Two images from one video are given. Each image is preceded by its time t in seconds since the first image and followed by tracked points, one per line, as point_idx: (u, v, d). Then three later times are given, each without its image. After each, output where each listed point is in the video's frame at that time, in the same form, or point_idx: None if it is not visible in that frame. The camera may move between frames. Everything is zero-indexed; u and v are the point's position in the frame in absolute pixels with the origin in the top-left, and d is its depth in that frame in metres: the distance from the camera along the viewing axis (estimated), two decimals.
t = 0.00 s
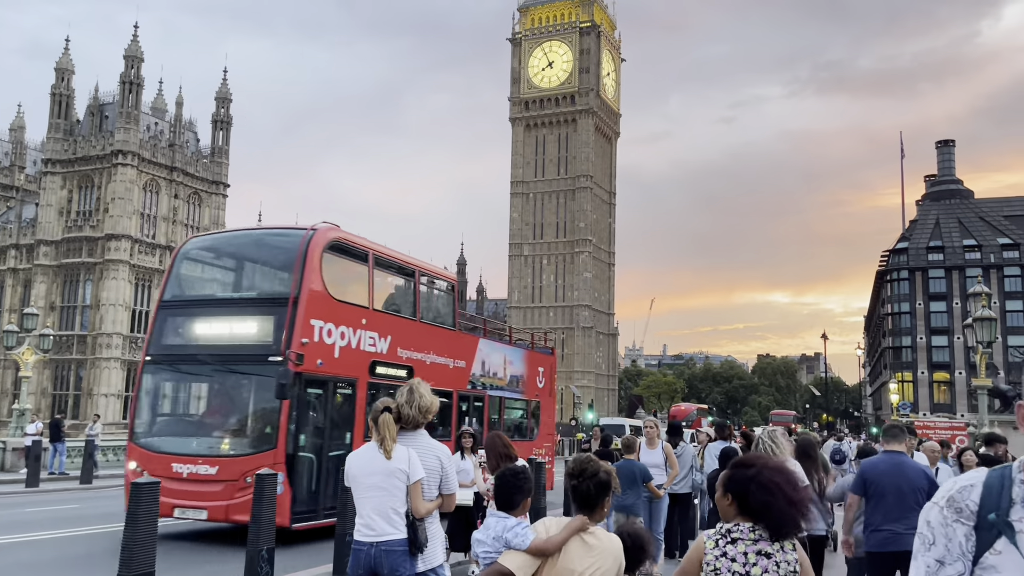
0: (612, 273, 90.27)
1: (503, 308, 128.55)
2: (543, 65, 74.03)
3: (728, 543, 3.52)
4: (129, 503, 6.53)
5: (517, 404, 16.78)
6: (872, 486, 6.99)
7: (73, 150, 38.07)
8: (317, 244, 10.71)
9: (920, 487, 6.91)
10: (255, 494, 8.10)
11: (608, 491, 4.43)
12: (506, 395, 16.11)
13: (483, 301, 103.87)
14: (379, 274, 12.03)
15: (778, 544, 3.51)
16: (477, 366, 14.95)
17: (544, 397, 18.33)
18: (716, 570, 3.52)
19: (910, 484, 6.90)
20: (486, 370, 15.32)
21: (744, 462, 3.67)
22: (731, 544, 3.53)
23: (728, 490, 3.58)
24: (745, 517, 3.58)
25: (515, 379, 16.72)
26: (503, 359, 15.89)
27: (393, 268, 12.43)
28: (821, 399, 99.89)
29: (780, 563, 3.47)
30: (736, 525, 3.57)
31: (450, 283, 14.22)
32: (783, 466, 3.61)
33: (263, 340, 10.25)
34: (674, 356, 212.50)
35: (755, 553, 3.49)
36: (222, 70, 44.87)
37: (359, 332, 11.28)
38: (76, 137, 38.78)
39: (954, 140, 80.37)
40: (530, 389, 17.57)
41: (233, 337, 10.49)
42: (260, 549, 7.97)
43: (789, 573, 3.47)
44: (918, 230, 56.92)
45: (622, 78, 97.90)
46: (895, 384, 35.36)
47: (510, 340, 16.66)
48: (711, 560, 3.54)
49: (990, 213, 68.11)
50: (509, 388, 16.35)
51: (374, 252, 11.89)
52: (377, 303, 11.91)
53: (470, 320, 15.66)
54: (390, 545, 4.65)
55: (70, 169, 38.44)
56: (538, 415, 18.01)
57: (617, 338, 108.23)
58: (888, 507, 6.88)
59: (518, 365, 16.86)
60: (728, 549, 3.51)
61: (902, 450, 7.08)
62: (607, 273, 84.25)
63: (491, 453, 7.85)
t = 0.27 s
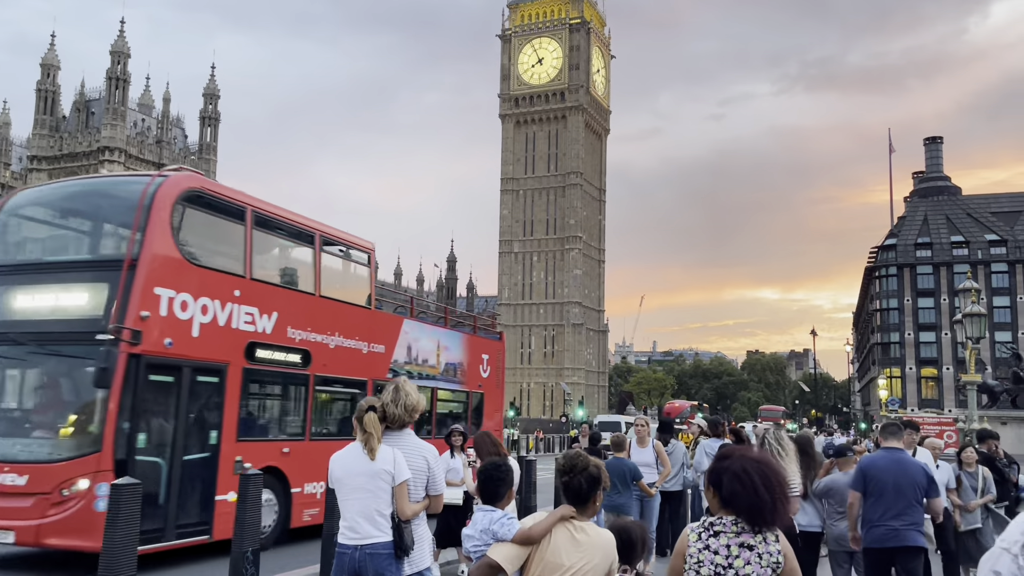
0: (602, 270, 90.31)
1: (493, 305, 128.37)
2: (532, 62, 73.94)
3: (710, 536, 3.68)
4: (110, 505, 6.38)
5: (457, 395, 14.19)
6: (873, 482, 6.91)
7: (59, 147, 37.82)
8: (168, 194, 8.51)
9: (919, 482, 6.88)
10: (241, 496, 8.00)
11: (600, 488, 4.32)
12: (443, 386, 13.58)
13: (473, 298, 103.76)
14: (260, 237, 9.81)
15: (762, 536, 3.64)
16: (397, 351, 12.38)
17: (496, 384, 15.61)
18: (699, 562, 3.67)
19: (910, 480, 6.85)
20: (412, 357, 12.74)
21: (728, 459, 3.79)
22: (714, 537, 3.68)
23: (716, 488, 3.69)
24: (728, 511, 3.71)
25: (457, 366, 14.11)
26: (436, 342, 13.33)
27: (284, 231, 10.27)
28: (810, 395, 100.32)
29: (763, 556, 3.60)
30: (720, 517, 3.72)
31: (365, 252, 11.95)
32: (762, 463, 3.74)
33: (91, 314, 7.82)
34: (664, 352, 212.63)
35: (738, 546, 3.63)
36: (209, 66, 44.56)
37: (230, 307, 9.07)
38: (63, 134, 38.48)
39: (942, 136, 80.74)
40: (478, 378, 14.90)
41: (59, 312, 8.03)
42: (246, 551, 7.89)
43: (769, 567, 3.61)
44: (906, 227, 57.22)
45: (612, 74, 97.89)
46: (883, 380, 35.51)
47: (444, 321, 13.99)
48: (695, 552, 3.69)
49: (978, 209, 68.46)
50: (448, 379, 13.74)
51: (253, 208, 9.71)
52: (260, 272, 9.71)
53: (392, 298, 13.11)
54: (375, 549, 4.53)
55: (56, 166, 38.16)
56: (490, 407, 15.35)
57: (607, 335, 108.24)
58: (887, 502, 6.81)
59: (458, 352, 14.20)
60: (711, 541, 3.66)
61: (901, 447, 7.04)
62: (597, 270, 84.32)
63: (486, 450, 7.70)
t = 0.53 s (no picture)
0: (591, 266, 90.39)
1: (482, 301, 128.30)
2: (521, 57, 73.84)
3: (704, 535, 3.79)
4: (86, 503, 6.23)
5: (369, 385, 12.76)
6: (856, 479, 6.85)
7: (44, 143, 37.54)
8: None
9: (903, 477, 6.77)
10: (219, 493, 7.85)
11: (608, 489, 4.23)
12: (349, 371, 12.17)
13: (463, 294, 103.72)
14: (74, 173, 8.11)
15: (756, 532, 3.75)
16: (289, 328, 10.97)
17: (418, 377, 14.18)
18: (696, 560, 3.79)
19: (893, 475, 6.75)
20: (309, 336, 11.33)
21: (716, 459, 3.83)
22: (708, 535, 3.80)
23: (706, 489, 3.77)
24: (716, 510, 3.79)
25: (366, 352, 12.68)
26: (341, 321, 11.95)
27: (116, 170, 8.63)
28: (799, 390, 100.79)
29: (758, 552, 3.72)
30: (710, 518, 3.82)
31: (246, 209, 10.78)
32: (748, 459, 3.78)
33: None
34: (653, 348, 212.75)
35: (733, 542, 3.75)
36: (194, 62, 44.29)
37: (20, 263, 7.32)
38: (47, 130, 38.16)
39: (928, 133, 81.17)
40: (394, 370, 13.46)
41: None
42: (227, 550, 7.70)
43: (763, 565, 3.73)
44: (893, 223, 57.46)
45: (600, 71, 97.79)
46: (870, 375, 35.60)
47: (354, 300, 12.53)
48: (691, 551, 3.82)
49: (964, 205, 68.82)
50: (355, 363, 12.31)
51: (61, 135, 7.98)
52: (72, 219, 7.99)
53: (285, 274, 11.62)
54: (355, 548, 4.41)
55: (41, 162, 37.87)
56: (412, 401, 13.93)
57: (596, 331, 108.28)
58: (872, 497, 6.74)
59: (369, 334, 12.78)
60: (705, 539, 3.79)
61: (882, 441, 6.94)
62: (586, 266, 84.35)
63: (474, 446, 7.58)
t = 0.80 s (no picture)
0: (578, 261, 90.36)
1: (470, 296, 127.92)
2: (508, 52, 73.61)
3: (705, 523, 4.01)
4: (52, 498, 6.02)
5: (248, 367, 10.70)
6: (835, 468, 7.20)
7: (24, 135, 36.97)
8: None
9: (880, 462, 7.13)
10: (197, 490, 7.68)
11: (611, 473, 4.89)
12: (215, 350, 10.11)
13: (449, 289, 103.45)
14: None
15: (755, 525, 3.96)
16: (123, 296, 8.90)
17: (320, 360, 12.06)
18: (692, 547, 4.01)
19: (870, 461, 7.13)
20: (153, 307, 9.26)
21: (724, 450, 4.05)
22: (707, 525, 4.02)
23: (713, 483, 3.97)
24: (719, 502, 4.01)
25: (242, 329, 10.55)
26: (202, 288, 9.85)
27: None
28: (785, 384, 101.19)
29: (753, 543, 3.92)
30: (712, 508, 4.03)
31: (54, 136, 8.53)
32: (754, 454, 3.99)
33: None
34: (640, 343, 212.68)
35: (729, 533, 3.97)
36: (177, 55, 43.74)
37: None
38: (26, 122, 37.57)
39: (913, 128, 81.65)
40: (284, 352, 11.36)
41: None
42: (202, 546, 7.46)
43: (762, 552, 3.94)
44: (879, 217, 57.74)
45: (588, 65, 97.50)
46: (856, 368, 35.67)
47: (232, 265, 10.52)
48: (688, 539, 4.03)
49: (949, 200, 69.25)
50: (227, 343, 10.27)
51: None
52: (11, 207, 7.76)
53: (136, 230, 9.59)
54: (327, 544, 4.25)
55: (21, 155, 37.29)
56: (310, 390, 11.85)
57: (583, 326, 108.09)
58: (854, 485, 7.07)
59: (250, 307, 10.68)
60: (704, 527, 4.01)
61: (859, 430, 7.31)
62: (573, 261, 84.36)
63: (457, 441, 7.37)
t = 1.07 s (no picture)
0: (567, 257, 90.26)
1: (458, 292, 127.59)
2: (496, 48, 73.34)
3: (697, 512, 4.56)
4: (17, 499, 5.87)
5: (62, 346, 8.78)
6: (820, 463, 7.21)
7: (6, 130, 36.38)
8: None
9: (864, 458, 7.16)
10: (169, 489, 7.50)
11: (601, 470, 5.39)
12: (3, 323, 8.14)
13: (438, 285, 103.08)
14: None
15: (744, 511, 4.53)
16: None
17: (173, 338, 10.18)
18: (684, 533, 4.57)
19: (855, 456, 7.14)
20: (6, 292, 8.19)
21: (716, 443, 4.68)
22: (699, 514, 4.56)
23: (710, 470, 4.59)
24: (712, 489, 4.62)
25: (47, 297, 8.59)
26: None
27: None
28: (772, 380, 101.57)
29: (744, 529, 4.49)
30: (705, 497, 4.62)
31: None
32: (747, 446, 4.60)
33: None
34: (628, 339, 212.69)
35: (720, 521, 4.52)
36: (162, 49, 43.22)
37: None
38: (10, 117, 37.02)
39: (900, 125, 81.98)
40: (117, 329, 9.41)
41: None
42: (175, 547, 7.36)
43: (752, 537, 4.49)
44: (866, 214, 57.95)
45: (576, 60, 97.26)
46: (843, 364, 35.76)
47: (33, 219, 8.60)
48: (681, 526, 4.59)
49: (935, 197, 69.60)
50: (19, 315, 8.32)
51: None
52: None
53: None
54: (294, 546, 4.10)
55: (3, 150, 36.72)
56: (158, 375, 9.98)
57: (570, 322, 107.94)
58: (838, 480, 7.10)
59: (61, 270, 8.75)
60: (696, 516, 4.55)
61: (844, 427, 7.33)
62: (561, 257, 84.26)
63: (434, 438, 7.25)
